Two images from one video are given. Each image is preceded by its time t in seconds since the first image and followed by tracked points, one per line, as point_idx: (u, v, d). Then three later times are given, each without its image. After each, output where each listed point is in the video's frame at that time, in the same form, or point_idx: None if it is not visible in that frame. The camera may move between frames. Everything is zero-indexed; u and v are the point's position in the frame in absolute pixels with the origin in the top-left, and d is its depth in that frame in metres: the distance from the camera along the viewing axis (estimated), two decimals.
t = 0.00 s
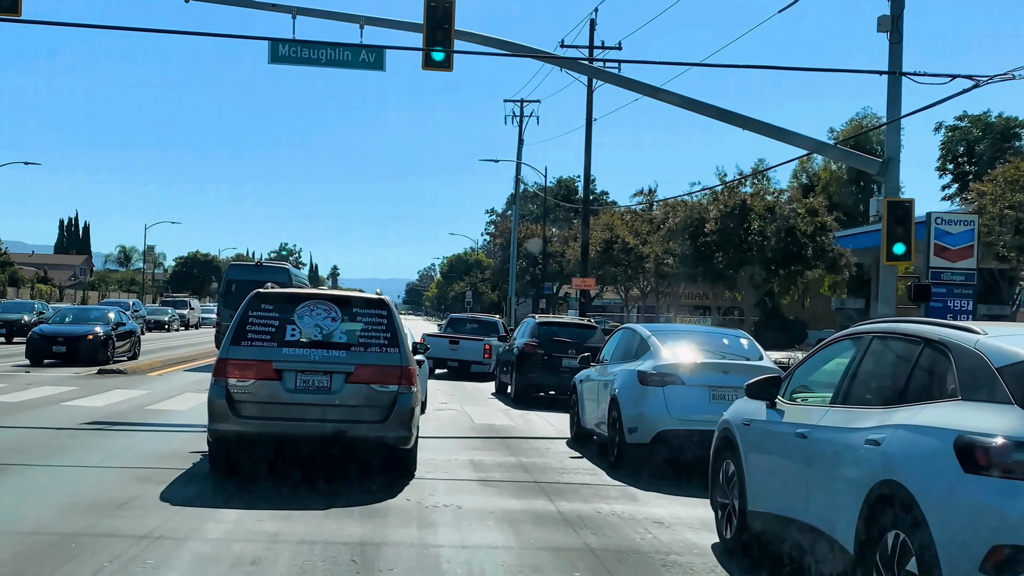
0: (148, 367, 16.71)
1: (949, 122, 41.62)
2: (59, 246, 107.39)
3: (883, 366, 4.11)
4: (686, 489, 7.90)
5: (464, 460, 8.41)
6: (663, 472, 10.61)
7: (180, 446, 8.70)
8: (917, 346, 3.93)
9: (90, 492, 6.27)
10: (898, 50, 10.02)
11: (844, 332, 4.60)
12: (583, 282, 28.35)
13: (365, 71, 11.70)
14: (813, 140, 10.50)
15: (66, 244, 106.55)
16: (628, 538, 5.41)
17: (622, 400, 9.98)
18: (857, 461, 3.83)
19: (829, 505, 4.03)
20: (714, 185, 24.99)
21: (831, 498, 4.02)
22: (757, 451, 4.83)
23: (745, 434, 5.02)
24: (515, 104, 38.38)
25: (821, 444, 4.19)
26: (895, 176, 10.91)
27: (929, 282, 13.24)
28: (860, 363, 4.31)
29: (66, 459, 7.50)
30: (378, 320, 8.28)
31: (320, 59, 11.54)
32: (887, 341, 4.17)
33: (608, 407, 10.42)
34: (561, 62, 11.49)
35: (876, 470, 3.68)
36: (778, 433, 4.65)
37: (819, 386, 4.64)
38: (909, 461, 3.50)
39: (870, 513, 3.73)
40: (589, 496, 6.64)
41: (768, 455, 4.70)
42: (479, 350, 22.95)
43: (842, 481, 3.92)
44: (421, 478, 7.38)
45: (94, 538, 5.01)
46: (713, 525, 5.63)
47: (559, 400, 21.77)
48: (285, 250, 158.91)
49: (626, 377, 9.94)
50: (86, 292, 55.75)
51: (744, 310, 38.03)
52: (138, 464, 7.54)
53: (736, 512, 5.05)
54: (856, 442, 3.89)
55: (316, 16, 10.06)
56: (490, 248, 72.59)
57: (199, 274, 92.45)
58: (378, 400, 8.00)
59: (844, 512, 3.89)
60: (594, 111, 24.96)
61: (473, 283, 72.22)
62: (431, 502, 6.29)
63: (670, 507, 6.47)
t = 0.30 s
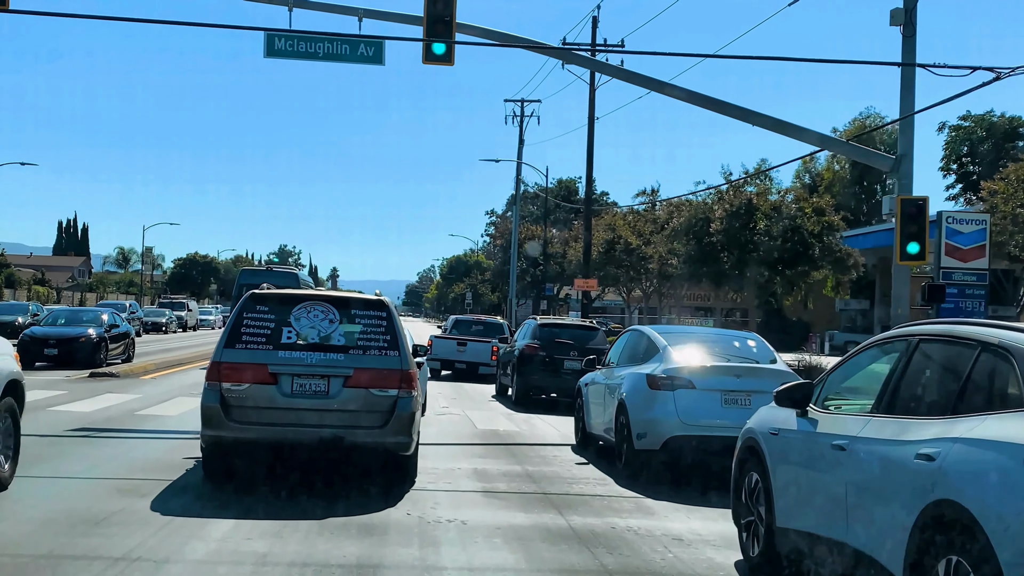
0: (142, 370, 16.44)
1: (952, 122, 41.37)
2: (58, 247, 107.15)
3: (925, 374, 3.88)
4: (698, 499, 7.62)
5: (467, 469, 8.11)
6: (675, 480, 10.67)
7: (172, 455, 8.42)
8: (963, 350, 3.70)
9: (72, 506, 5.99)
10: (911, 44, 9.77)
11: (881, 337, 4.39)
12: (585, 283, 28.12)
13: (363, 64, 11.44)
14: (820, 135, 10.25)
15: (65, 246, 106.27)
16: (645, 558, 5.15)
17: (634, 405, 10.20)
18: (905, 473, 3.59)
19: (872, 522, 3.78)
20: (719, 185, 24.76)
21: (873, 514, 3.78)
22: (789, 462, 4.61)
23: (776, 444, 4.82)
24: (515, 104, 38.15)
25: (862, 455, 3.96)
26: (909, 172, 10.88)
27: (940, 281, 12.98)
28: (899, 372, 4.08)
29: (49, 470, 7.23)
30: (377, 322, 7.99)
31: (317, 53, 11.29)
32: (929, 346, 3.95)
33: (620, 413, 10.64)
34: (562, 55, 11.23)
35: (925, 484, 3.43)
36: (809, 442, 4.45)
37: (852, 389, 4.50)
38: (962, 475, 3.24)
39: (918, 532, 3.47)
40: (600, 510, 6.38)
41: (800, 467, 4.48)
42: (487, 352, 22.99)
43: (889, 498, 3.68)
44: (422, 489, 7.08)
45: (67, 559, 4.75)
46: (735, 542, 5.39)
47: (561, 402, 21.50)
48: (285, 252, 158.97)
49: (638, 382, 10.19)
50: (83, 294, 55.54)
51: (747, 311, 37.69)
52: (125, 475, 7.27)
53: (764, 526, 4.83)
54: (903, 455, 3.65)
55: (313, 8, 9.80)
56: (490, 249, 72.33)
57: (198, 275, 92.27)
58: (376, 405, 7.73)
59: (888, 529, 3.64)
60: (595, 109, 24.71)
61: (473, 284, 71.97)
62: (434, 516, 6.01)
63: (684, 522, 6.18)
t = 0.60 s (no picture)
0: (136, 372, 16.19)
1: (955, 121, 41.18)
2: (56, 248, 106.82)
3: (968, 380, 3.72)
4: (710, 509, 7.35)
5: (471, 477, 7.84)
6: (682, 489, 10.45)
7: (165, 464, 8.15)
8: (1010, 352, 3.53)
9: (57, 521, 5.75)
10: (924, 36, 9.51)
11: (920, 340, 4.26)
12: (586, 283, 27.86)
13: (361, 58, 11.20)
14: (832, 130, 10.00)
15: (62, 246, 105.96)
16: None
17: (640, 410, 10.05)
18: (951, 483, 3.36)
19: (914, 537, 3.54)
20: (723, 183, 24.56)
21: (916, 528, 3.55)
22: (826, 475, 4.41)
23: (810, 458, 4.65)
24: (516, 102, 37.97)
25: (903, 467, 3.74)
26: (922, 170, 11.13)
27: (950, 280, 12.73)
28: (940, 376, 3.93)
29: (34, 482, 6.98)
30: (376, 322, 7.74)
31: (314, 46, 11.05)
32: (971, 349, 3.79)
33: (626, 420, 10.48)
34: (564, 49, 10.97)
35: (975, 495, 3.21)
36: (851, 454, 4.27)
37: (892, 398, 4.44)
38: (1014, 488, 3.04)
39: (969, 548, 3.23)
40: (611, 522, 6.14)
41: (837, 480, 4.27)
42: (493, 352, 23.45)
43: (930, 511, 3.47)
44: (424, 499, 6.82)
45: None
46: (761, 559, 5.19)
47: (562, 404, 21.25)
48: (284, 252, 158.67)
49: (645, 387, 10.05)
50: (81, 295, 55.26)
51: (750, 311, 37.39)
52: (114, 485, 7.01)
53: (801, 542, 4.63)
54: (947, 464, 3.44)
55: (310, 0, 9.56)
56: (490, 249, 72.08)
57: (197, 276, 92.08)
58: (376, 408, 7.47)
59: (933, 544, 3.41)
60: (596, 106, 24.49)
61: (472, 284, 71.73)
62: (436, 531, 5.76)
63: (699, 536, 5.91)
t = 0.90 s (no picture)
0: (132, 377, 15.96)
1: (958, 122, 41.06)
2: (54, 250, 106.59)
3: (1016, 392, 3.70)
4: (723, 520, 7.11)
5: (475, 488, 7.58)
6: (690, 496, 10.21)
7: (160, 475, 7.92)
8: None
9: (42, 538, 5.51)
10: (937, 31, 9.29)
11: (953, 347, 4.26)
12: (589, 285, 27.61)
13: (361, 54, 10.98)
14: (844, 128, 9.78)
15: (61, 249, 105.81)
16: None
17: (647, 415, 9.83)
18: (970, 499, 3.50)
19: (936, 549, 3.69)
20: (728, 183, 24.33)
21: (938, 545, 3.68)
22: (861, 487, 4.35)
23: (830, 466, 4.77)
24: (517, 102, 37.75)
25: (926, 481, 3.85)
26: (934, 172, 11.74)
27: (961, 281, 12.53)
28: (985, 387, 3.91)
29: (21, 496, 6.75)
30: (375, 326, 7.50)
31: (312, 41, 10.83)
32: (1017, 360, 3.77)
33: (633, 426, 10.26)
34: (568, 45, 10.73)
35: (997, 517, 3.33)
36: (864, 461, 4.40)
37: (925, 404, 4.42)
38: None
39: None
40: (623, 538, 5.90)
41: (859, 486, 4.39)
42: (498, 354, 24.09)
43: (982, 529, 3.41)
44: (428, 512, 6.57)
45: None
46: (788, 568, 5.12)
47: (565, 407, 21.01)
48: (283, 254, 158.42)
49: (652, 391, 9.82)
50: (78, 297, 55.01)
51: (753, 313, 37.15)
52: (104, 498, 6.79)
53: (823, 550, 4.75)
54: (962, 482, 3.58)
55: None
56: (490, 251, 71.89)
57: (196, 278, 91.87)
58: (375, 413, 7.23)
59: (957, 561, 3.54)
60: (599, 106, 24.28)
61: (472, 287, 71.51)
62: (439, 548, 5.52)
63: (715, 555, 5.65)
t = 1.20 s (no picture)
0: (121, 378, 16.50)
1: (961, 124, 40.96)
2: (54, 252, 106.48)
3: None
4: (739, 532, 6.86)
5: (480, 498, 7.33)
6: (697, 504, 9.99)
7: (155, 485, 7.67)
8: None
9: (26, 555, 5.26)
10: (952, 26, 9.06)
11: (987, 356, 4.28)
12: (592, 287, 27.36)
13: (360, 49, 10.75)
14: (852, 124, 9.56)
15: (61, 251, 105.56)
16: None
17: (653, 421, 9.60)
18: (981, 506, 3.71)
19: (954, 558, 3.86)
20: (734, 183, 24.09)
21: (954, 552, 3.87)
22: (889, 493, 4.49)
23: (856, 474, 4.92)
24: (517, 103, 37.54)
25: (941, 490, 4.04)
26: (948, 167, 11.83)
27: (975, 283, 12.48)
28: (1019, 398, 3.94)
29: (11, 509, 6.50)
30: (376, 330, 7.35)
31: (310, 36, 10.61)
32: None
33: (638, 431, 10.01)
34: (572, 39, 10.48)
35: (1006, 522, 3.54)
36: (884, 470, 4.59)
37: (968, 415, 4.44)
38: None
39: None
40: (637, 556, 5.66)
41: (881, 499, 4.55)
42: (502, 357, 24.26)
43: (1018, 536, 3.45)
44: (431, 525, 6.33)
45: None
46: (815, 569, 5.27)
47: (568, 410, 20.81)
48: (284, 257, 158.46)
49: (658, 395, 9.57)
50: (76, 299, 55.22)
51: (756, 316, 36.90)
52: (97, 510, 6.54)
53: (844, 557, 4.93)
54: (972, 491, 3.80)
55: None
56: (489, 253, 71.68)
57: (196, 280, 91.66)
58: (375, 418, 7.14)
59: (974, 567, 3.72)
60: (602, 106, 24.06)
61: (472, 288, 71.28)
62: (442, 567, 5.28)
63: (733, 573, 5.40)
